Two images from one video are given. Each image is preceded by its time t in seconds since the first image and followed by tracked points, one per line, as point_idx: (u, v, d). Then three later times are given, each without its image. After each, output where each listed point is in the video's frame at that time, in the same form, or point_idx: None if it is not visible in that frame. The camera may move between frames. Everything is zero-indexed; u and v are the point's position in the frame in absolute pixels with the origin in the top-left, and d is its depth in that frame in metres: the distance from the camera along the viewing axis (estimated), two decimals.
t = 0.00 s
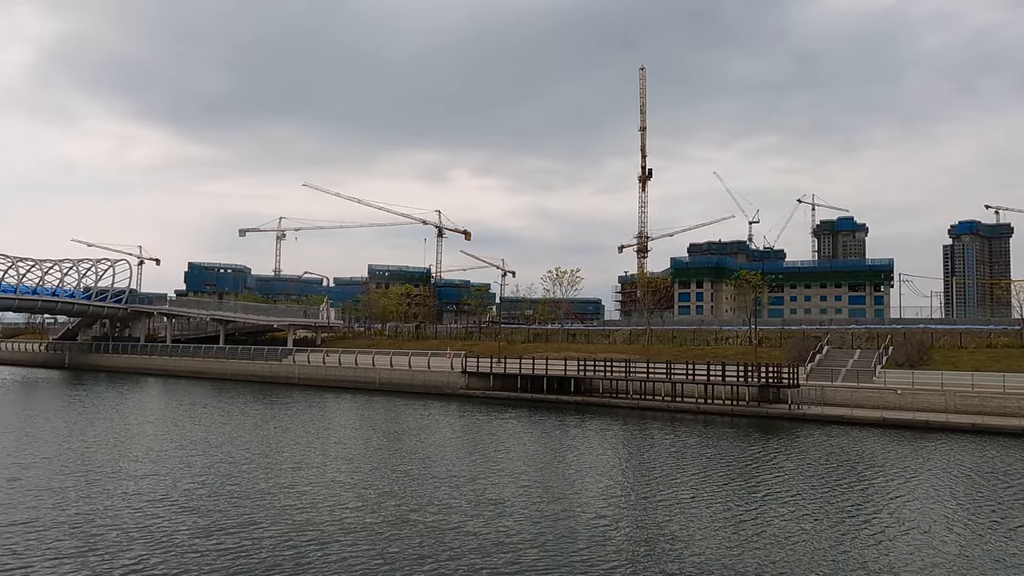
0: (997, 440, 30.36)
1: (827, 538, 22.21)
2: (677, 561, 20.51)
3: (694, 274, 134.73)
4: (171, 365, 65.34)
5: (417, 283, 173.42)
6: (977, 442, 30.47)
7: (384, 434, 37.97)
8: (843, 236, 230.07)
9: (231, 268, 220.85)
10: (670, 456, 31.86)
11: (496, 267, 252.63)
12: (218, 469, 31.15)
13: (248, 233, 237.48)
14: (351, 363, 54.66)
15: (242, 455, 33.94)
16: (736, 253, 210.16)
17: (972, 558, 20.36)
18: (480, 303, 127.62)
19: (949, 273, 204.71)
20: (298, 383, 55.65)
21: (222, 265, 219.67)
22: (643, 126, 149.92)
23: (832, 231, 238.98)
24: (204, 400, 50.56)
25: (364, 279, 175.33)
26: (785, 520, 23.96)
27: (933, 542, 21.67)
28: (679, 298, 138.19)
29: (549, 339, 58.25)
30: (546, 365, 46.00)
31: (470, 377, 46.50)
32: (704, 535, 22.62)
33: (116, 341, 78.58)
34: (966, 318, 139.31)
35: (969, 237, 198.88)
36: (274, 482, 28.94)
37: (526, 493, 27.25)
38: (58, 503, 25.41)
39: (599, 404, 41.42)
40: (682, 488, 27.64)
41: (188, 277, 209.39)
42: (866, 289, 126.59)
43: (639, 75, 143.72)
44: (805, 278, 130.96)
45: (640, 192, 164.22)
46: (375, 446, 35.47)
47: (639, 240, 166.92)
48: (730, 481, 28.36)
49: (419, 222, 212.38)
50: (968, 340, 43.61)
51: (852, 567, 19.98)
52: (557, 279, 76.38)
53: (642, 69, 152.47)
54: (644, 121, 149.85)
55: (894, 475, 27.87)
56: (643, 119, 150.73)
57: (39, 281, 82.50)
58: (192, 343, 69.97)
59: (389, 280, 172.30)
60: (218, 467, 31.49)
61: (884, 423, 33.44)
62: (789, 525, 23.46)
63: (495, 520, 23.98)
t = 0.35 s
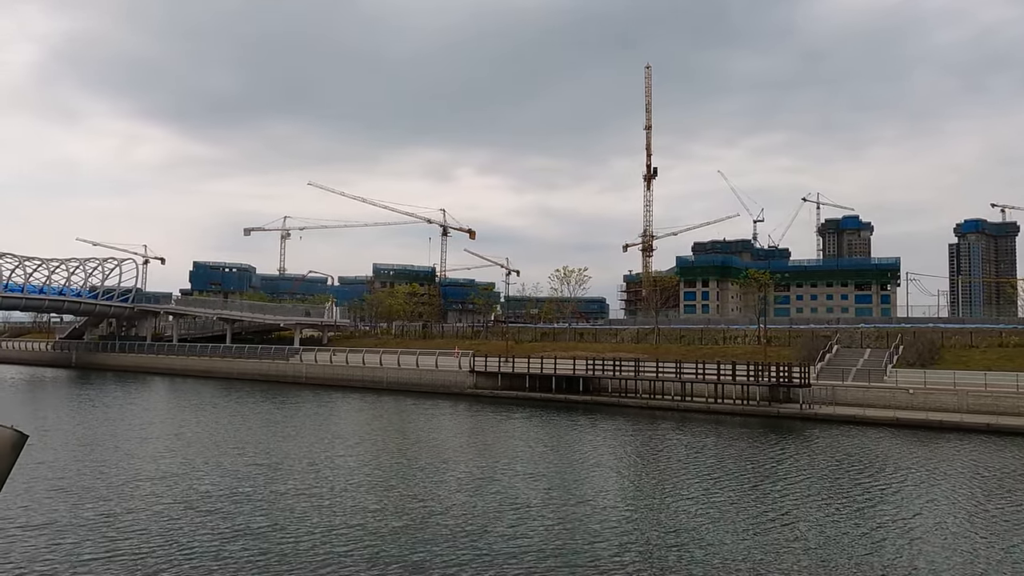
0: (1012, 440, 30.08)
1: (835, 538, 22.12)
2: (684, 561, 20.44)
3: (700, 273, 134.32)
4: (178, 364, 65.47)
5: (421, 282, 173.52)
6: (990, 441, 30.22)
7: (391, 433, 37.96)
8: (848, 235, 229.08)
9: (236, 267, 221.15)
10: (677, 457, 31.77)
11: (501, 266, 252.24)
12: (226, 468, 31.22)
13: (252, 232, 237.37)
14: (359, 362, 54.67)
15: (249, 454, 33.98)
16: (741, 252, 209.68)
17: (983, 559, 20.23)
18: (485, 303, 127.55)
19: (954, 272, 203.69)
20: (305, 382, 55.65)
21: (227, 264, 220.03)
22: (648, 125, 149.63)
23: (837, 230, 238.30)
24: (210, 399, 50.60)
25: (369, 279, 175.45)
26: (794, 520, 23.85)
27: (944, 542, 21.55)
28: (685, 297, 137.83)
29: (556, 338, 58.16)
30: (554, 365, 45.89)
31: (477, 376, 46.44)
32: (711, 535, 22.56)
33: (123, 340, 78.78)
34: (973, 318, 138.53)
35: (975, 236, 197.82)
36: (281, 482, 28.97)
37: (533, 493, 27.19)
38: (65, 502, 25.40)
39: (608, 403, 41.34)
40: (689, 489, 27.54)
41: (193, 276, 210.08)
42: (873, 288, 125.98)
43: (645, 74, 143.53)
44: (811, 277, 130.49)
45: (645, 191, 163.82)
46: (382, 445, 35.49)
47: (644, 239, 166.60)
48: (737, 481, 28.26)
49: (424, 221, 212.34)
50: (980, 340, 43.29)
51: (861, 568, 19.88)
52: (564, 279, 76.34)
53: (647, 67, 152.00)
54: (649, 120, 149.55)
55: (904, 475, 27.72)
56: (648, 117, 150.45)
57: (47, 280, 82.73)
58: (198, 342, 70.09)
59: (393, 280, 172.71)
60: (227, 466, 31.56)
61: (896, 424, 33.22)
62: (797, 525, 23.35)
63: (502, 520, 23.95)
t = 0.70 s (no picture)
0: None
1: (843, 538, 21.93)
2: (690, 561, 20.28)
3: (704, 272, 133.89)
4: (182, 364, 65.45)
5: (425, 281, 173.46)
6: (1003, 441, 29.93)
7: (396, 433, 37.84)
8: (852, 234, 228.28)
9: (239, 266, 221.21)
10: (683, 456, 31.61)
11: (504, 265, 251.91)
12: (232, 468, 31.13)
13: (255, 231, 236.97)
14: (364, 361, 54.57)
15: (253, 453, 33.90)
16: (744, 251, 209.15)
17: (996, 560, 20.03)
18: (489, 302, 127.32)
19: (959, 271, 202.90)
20: (311, 380, 55.53)
21: (231, 263, 220.10)
22: (652, 124, 149.31)
23: (841, 229, 237.61)
24: (215, 398, 50.51)
25: (372, 278, 175.43)
26: (799, 520, 23.69)
27: (954, 542, 21.33)
28: (689, 296, 137.46)
29: (562, 337, 57.99)
30: (561, 364, 45.71)
31: (484, 375, 46.31)
32: (716, 535, 22.41)
33: (128, 339, 78.82)
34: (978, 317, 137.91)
35: (980, 235, 197.02)
36: (286, 481, 28.90)
37: (537, 492, 27.09)
38: (68, 502, 25.22)
39: (615, 402, 41.18)
40: (694, 488, 27.39)
41: (197, 275, 210.35)
42: (878, 287, 125.51)
43: (649, 72, 143.18)
44: (816, 276, 130.08)
45: (649, 190, 163.45)
46: (387, 445, 35.40)
47: (648, 238, 166.22)
48: (743, 481, 28.09)
49: (428, 220, 212.25)
50: (990, 339, 42.96)
51: (868, 568, 19.71)
52: (569, 276, 76.14)
53: (651, 66, 151.56)
54: (653, 118, 149.22)
55: (911, 475, 27.54)
56: (652, 116, 150.04)
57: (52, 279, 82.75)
58: (203, 341, 70.08)
59: (396, 279, 172.82)
60: (232, 466, 31.45)
61: (907, 423, 32.95)
62: (802, 525, 23.17)
63: (507, 519, 23.82)
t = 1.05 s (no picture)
0: None
1: (852, 540, 21.61)
2: (698, 564, 19.92)
3: (704, 270, 133.69)
4: (183, 362, 65.17)
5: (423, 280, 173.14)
6: (1011, 441, 29.75)
7: (396, 432, 37.60)
8: (850, 233, 228.30)
9: (238, 264, 220.78)
10: (685, 456, 31.31)
11: (503, 264, 251.35)
12: (234, 467, 30.92)
13: (254, 230, 236.30)
14: (366, 360, 54.36)
15: (252, 453, 33.59)
16: (744, 250, 209.22)
17: (998, 558, 19.92)
18: (489, 300, 127.12)
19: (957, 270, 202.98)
20: (312, 379, 55.27)
21: (230, 261, 219.63)
22: (652, 123, 149.12)
23: (840, 228, 237.67)
24: (216, 397, 50.25)
25: (372, 276, 175.10)
26: (805, 521, 23.35)
27: (959, 542, 21.17)
28: (689, 295, 137.28)
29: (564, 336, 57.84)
30: (564, 363, 45.57)
31: (487, 374, 46.15)
32: (723, 537, 22.04)
33: (127, 337, 78.51)
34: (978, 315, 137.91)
35: (978, 234, 197.04)
36: (287, 480, 28.70)
37: (540, 493, 26.73)
38: (68, 501, 24.93)
39: (619, 401, 41.01)
40: (698, 489, 27.05)
41: (196, 273, 209.86)
42: (878, 286, 125.46)
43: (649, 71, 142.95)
44: (816, 274, 130.06)
45: (648, 188, 163.29)
46: (388, 444, 35.23)
47: (647, 236, 166.07)
48: (747, 481, 27.81)
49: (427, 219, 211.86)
50: (994, 338, 42.84)
51: (879, 570, 19.36)
52: (570, 275, 75.98)
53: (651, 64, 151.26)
54: (653, 117, 148.98)
55: (916, 475, 27.35)
56: (652, 115, 149.81)
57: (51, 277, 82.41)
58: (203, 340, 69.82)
59: (395, 277, 172.62)
60: (234, 465, 31.25)
61: (914, 423, 32.77)
62: (810, 526, 22.84)
63: (510, 521, 23.48)
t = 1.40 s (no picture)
0: None
1: (850, 535, 21.50)
2: (696, 560, 19.76)
3: (700, 265, 133.74)
4: (177, 357, 64.74)
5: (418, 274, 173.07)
6: (1010, 435, 29.81)
7: (393, 428, 37.44)
8: (844, 227, 228.70)
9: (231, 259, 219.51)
10: (681, 452, 31.24)
11: (498, 260, 250.92)
12: (230, 462, 30.79)
13: (248, 224, 234.95)
14: (362, 355, 54.17)
15: (249, 449, 33.37)
16: (738, 245, 209.56)
17: (984, 550, 20.15)
18: (485, 295, 126.81)
19: (950, 265, 203.77)
20: (308, 374, 55.01)
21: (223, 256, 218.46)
22: (647, 117, 149.03)
23: (833, 224, 238.75)
24: (211, 393, 49.95)
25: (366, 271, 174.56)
26: (795, 513, 23.57)
27: (946, 534, 21.38)
28: (685, 290, 137.32)
29: (562, 331, 57.82)
30: (563, 357, 45.48)
31: (485, 369, 46.06)
32: (720, 532, 21.93)
33: (121, 332, 77.92)
34: (970, 310, 138.57)
35: (970, 229, 197.95)
36: (283, 475, 28.63)
37: (536, 489, 26.55)
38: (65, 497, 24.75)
39: (617, 396, 41.04)
40: (695, 485, 26.93)
41: (189, 268, 208.61)
42: (872, 281, 125.88)
43: (645, 65, 142.88)
44: (811, 269, 130.39)
45: (644, 183, 162.95)
46: (384, 439, 35.18)
47: (643, 231, 166.03)
48: (741, 475, 27.91)
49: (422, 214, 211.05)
50: (992, 333, 42.95)
51: (878, 566, 19.24)
52: (567, 270, 75.95)
53: (647, 59, 151.49)
54: (648, 112, 148.88)
55: (913, 470, 27.34)
56: (647, 109, 149.60)
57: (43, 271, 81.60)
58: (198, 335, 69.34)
59: (390, 272, 172.24)
60: (231, 461, 31.07)
61: (914, 417, 32.84)
62: (807, 522, 22.74)
63: (506, 517, 23.31)
